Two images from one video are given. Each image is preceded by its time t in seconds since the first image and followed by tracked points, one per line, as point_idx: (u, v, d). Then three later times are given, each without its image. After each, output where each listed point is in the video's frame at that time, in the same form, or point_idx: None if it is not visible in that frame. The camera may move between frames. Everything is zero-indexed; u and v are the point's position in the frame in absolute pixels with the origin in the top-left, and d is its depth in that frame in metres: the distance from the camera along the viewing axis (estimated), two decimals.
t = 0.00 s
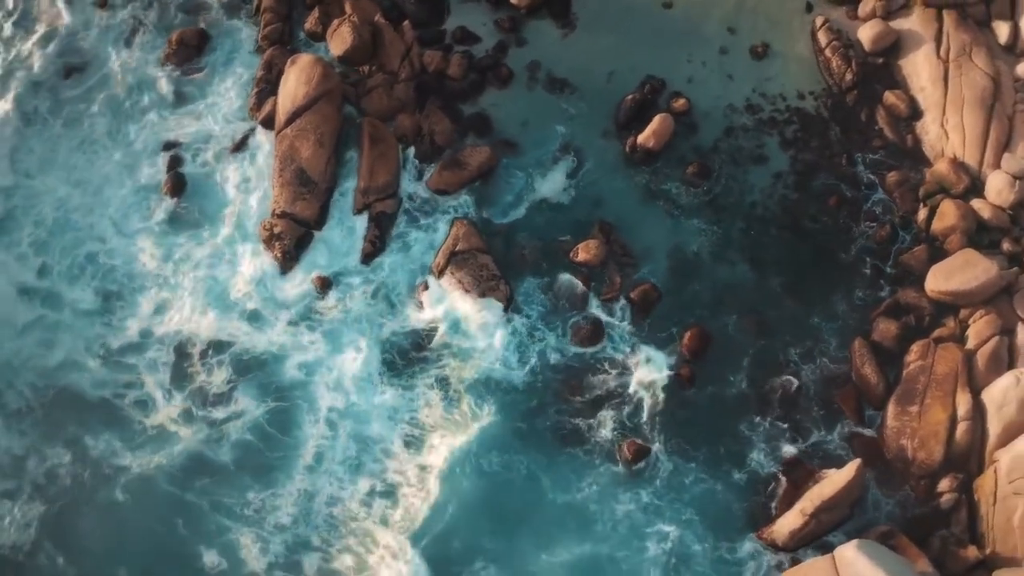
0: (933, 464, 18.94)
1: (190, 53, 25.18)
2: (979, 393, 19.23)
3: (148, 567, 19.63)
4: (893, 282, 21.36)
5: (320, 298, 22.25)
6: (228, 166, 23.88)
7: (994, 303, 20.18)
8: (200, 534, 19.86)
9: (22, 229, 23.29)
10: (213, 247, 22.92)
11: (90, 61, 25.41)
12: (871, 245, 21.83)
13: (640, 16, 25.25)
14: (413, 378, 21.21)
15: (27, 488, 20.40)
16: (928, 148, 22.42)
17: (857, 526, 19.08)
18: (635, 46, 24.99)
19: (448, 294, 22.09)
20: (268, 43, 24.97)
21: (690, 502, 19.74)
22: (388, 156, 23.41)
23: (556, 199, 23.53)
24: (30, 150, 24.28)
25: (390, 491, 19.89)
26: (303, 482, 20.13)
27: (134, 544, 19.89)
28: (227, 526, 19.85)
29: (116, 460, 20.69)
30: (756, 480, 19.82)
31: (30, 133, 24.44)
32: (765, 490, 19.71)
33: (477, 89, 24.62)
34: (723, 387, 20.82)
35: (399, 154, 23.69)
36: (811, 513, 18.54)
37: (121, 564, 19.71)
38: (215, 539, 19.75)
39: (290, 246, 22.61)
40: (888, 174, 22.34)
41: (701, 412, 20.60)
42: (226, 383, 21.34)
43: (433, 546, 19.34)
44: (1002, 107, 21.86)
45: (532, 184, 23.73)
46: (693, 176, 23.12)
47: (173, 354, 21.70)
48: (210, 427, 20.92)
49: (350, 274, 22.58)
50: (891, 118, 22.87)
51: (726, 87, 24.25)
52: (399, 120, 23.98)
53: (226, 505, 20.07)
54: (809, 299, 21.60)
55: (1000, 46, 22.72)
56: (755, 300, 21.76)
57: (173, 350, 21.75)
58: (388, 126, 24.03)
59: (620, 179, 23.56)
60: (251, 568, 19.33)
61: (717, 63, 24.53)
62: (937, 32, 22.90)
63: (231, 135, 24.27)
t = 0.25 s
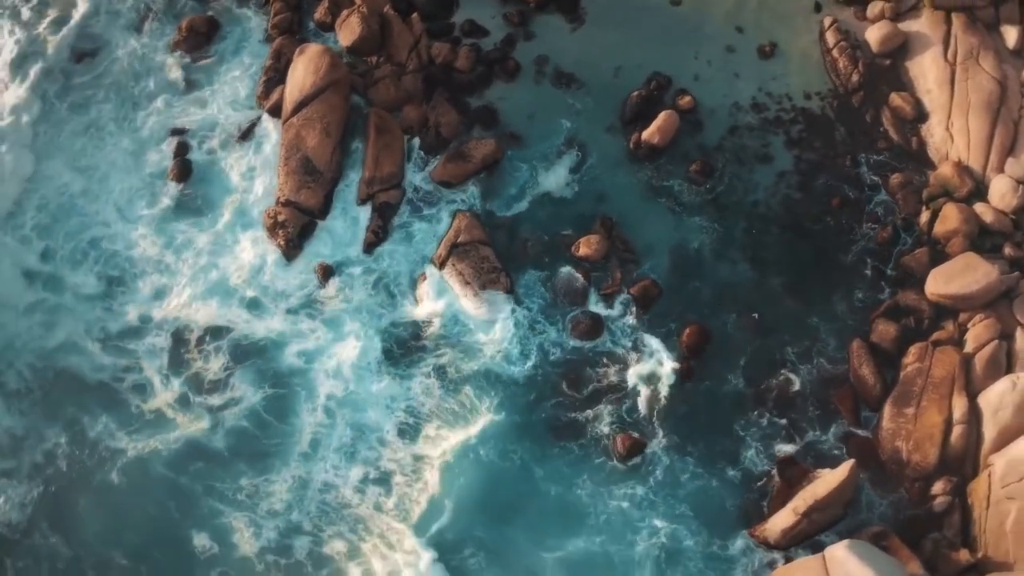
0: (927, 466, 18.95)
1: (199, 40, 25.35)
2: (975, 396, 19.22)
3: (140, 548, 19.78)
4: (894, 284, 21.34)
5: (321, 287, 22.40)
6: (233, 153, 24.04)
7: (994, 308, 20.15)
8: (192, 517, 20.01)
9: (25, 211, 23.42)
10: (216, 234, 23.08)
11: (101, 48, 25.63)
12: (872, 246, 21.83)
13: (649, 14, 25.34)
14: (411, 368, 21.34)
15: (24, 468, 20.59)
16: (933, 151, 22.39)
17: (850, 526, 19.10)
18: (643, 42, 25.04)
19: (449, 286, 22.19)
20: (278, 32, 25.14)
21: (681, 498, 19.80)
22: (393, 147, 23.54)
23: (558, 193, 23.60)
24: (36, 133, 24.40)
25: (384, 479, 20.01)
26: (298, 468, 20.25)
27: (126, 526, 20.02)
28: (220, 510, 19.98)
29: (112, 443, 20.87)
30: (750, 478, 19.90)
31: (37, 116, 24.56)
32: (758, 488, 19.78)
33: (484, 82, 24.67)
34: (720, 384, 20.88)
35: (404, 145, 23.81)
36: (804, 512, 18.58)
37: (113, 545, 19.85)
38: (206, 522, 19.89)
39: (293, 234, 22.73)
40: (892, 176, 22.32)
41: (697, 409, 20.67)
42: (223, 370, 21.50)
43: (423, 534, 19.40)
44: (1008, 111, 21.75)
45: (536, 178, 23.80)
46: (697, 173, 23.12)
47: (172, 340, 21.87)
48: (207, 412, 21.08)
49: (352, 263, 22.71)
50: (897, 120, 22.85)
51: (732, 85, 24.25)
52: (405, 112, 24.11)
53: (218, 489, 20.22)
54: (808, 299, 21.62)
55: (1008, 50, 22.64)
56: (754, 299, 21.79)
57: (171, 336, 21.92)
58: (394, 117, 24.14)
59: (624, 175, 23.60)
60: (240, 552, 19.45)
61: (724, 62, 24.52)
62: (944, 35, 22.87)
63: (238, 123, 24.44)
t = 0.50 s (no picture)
0: (921, 469, 18.95)
1: (209, 28, 25.44)
2: (971, 400, 19.20)
3: (131, 529, 20.02)
4: (894, 286, 21.33)
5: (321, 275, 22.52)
6: (239, 141, 24.17)
7: (993, 312, 20.10)
8: (182, 499, 20.24)
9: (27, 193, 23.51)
10: (218, 221, 23.26)
11: (112, 34, 25.84)
12: (873, 248, 21.80)
13: (657, 11, 25.35)
14: (408, 358, 21.46)
15: (21, 448, 20.77)
16: (937, 154, 22.32)
17: (841, 526, 19.14)
18: (651, 39, 25.05)
19: (449, 278, 22.29)
20: (287, 22, 25.29)
21: (673, 495, 19.86)
22: (397, 138, 23.63)
23: (561, 188, 23.66)
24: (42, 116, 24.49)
25: (377, 464, 20.19)
26: (292, 454, 20.40)
27: (119, 507, 20.24)
28: (212, 494, 20.21)
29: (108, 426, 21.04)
30: (744, 476, 19.96)
31: (44, 100, 24.71)
32: (752, 486, 19.84)
33: (491, 75, 24.72)
34: (716, 382, 20.93)
35: (408, 137, 23.88)
36: (796, 511, 18.60)
37: (103, 526, 20.07)
38: (197, 505, 20.14)
39: (296, 222, 22.84)
40: (895, 178, 22.29)
41: (693, 406, 20.71)
42: (219, 355, 21.63)
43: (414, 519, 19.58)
44: (1013, 115, 21.63)
45: (539, 172, 23.87)
46: (700, 171, 23.17)
47: (170, 325, 22.01)
48: (203, 396, 21.25)
49: (353, 252, 22.82)
50: (902, 122, 22.82)
51: (738, 84, 24.23)
52: (410, 103, 24.18)
53: (209, 473, 20.44)
54: (807, 299, 21.64)
55: (1016, 54, 22.49)
56: (753, 297, 21.81)
57: (169, 322, 22.06)
58: (399, 108, 24.23)
59: (627, 171, 23.64)
60: (228, 535, 19.71)
61: (731, 60, 24.50)
62: (952, 38, 22.77)
63: (245, 111, 24.57)
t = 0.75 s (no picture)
0: (914, 471, 18.99)
1: (219, 16, 25.53)
2: (968, 404, 19.17)
3: (121, 510, 20.21)
4: (894, 288, 21.32)
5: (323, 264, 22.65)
6: (245, 129, 24.31)
7: (993, 317, 20.09)
8: (173, 482, 20.42)
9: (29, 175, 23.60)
10: (222, 208, 23.43)
11: (123, 20, 26.04)
12: (874, 250, 21.80)
13: (666, 9, 25.42)
14: (406, 348, 21.57)
15: (19, 427, 21.00)
16: (941, 157, 22.26)
17: (833, 527, 19.21)
18: (658, 36, 25.08)
19: (450, 269, 22.41)
20: (296, 11, 25.41)
21: (665, 492, 19.91)
22: (403, 129, 23.70)
23: (564, 182, 23.71)
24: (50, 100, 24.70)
25: (371, 450, 20.32)
26: (287, 440, 20.55)
27: (110, 488, 20.43)
28: (205, 477, 20.39)
29: (105, 409, 21.24)
30: (739, 473, 20.02)
31: (53, 84, 24.93)
32: (746, 484, 19.90)
33: (498, 69, 24.85)
34: (713, 380, 21.00)
35: (414, 128, 24.00)
36: (788, 510, 18.55)
37: (93, 506, 20.25)
38: (187, 488, 20.33)
39: (299, 211, 22.94)
40: (899, 181, 22.25)
41: (689, 402, 20.77)
42: (215, 342, 21.78)
43: (406, 505, 19.74)
44: (1018, 121, 21.56)
45: (543, 166, 23.93)
46: (703, 169, 23.12)
47: (170, 311, 22.19)
48: (200, 382, 21.43)
49: (356, 241, 22.95)
50: (907, 125, 22.75)
51: (744, 83, 24.21)
52: (416, 95, 24.23)
53: (202, 457, 20.61)
54: (807, 299, 21.67)
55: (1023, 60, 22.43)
56: (753, 296, 21.87)
57: (168, 307, 22.24)
58: (406, 99, 24.32)
59: (631, 167, 23.67)
60: (217, 518, 19.90)
61: (738, 59, 24.48)
62: (960, 42, 22.69)
63: (252, 99, 24.68)
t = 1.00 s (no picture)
0: (908, 473, 18.98)
1: (230, 4, 25.76)
2: (963, 408, 19.20)
3: (114, 491, 20.40)
4: (895, 290, 21.30)
5: (326, 252, 22.79)
6: (252, 116, 24.46)
7: (992, 322, 20.07)
8: (167, 465, 20.60)
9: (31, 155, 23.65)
10: (226, 194, 23.58)
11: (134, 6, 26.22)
12: (875, 252, 21.78)
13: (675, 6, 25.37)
14: (405, 338, 21.68)
15: (18, 406, 21.23)
16: (946, 160, 22.20)
17: (825, 527, 19.26)
18: (666, 34, 25.07)
19: (452, 261, 22.50)
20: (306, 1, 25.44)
21: (657, 487, 19.99)
22: (409, 121, 23.82)
23: (568, 177, 23.77)
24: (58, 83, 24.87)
25: (366, 437, 20.49)
26: (283, 426, 20.72)
27: (105, 469, 20.64)
28: (198, 461, 20.58)
29: (103, 390, 21.43)
30: (733, 471, 20.08)
31: (62, 68, 25.13)
32: (740, 481, 19.97)
33: (505, 62, 24.88)
34: (710, 377, 21.05)
35: (420, 120, 24.08)
36: (780, 509, 18.65)
37: (87, 486, 20.47)
38: (181, 471, 20.52)
39: (304, 199, 23.11)
40: (902, 183, 22.22)
41: (686, 399, 20.83)
42: (213, 327, 21.96)
43: (399, 491, 19.91)
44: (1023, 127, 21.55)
45: (547, 160, 24.00)
46: (707, 167, 23.18)
47: (169, 296, 22.36)
48: (198, 365, 21.61)
49: (360, 230, 23.07)
50: (912, 128, 22.70)
51: (751, 82, 24.18)
52: (423, 87, 24.31)
53: (196, 441, 20.80)
54: (807, 299, 21.70)
55: None
56: (752, 296, 21.91)
57: (167, 292, 22.41)
58: (413, 91, 24.41)
59: (635, 163, 23.71)
60: (211, 502, 20.11)
61: (745, 58, 24.45)
62: (968, 46, 22.61)
63: (260, 87, 24.84)
